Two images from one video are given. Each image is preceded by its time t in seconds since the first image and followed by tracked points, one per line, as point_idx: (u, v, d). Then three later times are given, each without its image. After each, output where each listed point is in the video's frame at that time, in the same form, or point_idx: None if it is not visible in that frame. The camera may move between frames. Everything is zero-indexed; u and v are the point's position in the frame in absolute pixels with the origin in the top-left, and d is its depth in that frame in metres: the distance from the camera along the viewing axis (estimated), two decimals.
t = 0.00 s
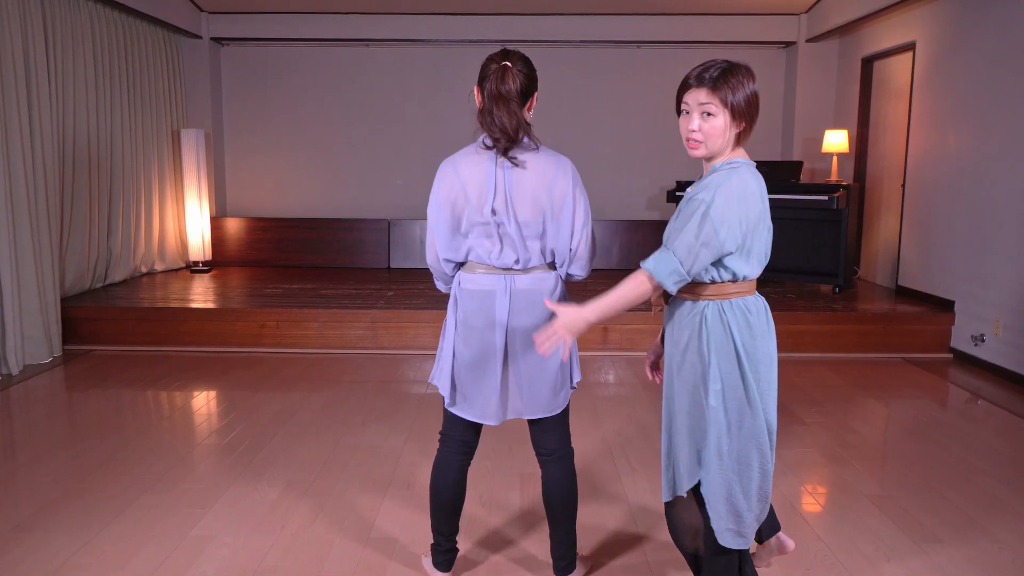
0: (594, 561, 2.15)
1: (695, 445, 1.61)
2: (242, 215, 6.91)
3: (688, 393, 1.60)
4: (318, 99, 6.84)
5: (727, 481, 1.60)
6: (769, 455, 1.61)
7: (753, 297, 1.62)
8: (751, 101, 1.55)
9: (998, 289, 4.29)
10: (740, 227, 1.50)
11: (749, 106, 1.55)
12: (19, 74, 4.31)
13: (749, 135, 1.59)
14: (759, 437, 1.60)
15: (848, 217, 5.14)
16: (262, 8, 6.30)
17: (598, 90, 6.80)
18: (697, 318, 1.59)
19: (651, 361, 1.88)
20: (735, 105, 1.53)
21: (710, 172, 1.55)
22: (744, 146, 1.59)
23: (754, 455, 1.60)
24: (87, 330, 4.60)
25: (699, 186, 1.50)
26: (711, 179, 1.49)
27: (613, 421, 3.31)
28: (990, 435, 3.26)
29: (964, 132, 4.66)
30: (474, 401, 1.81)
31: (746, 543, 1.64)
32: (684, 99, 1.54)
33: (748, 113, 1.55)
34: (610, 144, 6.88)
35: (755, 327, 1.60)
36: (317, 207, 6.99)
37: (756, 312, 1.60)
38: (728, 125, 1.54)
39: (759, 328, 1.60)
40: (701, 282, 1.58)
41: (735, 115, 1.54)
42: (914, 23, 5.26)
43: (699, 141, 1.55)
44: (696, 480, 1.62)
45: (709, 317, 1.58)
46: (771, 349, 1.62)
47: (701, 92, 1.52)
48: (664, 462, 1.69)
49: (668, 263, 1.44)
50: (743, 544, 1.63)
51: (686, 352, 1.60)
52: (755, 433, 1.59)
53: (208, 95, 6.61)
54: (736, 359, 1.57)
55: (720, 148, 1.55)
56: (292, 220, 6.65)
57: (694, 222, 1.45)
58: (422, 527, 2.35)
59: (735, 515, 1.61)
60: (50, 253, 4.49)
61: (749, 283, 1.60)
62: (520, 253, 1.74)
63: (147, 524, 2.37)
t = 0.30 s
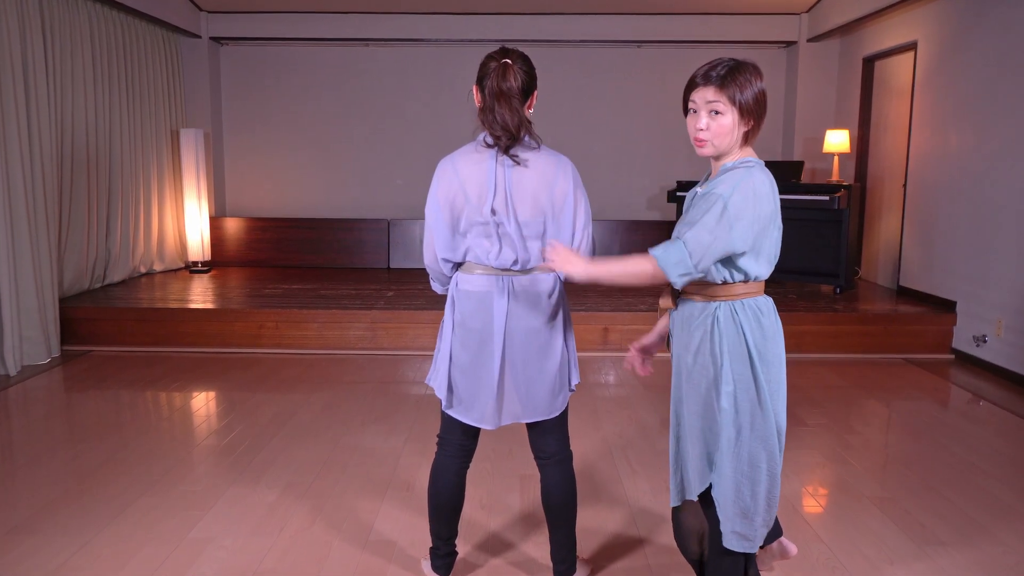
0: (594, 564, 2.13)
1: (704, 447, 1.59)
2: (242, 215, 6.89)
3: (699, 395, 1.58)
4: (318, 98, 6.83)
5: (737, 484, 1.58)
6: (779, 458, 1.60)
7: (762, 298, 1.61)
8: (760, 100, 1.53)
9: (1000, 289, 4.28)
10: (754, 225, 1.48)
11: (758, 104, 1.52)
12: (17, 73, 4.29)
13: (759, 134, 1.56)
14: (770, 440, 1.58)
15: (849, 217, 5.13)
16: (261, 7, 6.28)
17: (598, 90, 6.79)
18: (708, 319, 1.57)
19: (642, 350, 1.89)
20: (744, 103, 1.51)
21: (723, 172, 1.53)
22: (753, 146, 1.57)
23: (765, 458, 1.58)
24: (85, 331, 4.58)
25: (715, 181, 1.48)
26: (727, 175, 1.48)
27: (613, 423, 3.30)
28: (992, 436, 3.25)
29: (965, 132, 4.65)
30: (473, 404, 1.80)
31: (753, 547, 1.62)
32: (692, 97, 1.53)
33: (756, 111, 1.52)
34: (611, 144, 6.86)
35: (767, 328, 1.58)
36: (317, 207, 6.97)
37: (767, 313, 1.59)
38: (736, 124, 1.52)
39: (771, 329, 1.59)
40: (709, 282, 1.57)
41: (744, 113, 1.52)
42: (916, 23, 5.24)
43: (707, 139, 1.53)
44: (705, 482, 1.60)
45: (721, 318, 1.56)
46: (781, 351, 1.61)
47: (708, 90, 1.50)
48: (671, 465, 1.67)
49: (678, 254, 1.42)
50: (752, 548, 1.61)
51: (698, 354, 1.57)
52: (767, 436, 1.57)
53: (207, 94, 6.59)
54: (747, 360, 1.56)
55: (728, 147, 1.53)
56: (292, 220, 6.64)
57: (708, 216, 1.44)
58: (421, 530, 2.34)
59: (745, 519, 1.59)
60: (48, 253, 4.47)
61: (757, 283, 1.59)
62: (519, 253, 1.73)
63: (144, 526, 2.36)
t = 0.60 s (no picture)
0: (595, 567, 2.12)
1: (709, 450, 1.57)
2: (241, 215, 6.88)
3: (704, 397, 1.56)
4: (318, 98, 6.81)
5: (742, 486, 1.57)
6: (783, 460, 1.59)
7: (769, 300, 1.59)
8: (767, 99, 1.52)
9: (1001, 289, 4.26)
10: (770, 225, 1.47)
11: (764, 103, 1.51)
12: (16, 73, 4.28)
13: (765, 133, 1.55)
14: (775, 442, 1.57)
15: (850, 217, 5.12)
16: (260, 7, 6.26)
17: (598, 90, 6.78)
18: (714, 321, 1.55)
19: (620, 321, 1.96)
20: (750, 101, 1.50)
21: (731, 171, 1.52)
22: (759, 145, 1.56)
23: (770, 460, 1.57)
24: (85, 331, 4.57)
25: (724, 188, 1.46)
26: (734, 180, 1.45)
27: (614, 424, 3.28)
28: (994, 437, 3.23)
29: (967, 131, 4.63)
30: (473, 406, 1.78)
31: (757, 550, 1.61)
32: (698, 95, 1.52)
33: (763, 110, 1.51)
34: (611, 144, 6.85)
35: (773, 329, 1.57)
36: (317, 207, 6.96)
37: (773, 314, 1.58)
38: (742, 122, 1.50)
39: (777, 330, 1.58)
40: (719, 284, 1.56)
41: (750, 112, 1.50)
42: (917, 22, 5.22)
43: (713, 137, 1.52)
44: (710, 485, 1.59)
45: (727, 319, 1.54)
46: (786, 352, 1.60)
47: (715, 87, 1.49)
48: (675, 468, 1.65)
49: (707, 274, 1.42)
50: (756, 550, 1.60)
51: (705, 355, 1.56)
52: (772, 437, 1.57)
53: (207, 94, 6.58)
54: (754, 361, 1.55)
55: (734, 146, 1.52)
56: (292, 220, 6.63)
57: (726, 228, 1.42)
58: (421, 532, 2.32)
59: (749, 522, 1.58)
60: (47, 253, 4.46)
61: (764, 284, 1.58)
62: (520, 254, 1.72)
63: (143, 528, 2.34)
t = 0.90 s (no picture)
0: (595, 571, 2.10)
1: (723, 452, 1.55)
2: (241, 216, 6.87)
3: (720, 397, 1.54)
4: (317, 98, 6.80)
5: (756, 488, 1.55)
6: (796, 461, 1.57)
7: (780, 299, 1.58)
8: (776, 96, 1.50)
9: (1003, 290, 4.25)
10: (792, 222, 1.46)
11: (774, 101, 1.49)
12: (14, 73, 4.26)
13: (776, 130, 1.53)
14: (789, 443, 1.56)
15: (852, 217, 5.10)
16: (259, 6, 6.25)
17: (599, 90, 6.76)
18: (731, 322, 1.53)
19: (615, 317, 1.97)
20: (761, 100, 1.48)
21: (746, 172, 1.50)
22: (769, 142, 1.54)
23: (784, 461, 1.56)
24: (83, 332, 4.56)
25: (743, 190, 1.44)
26: (754, 181, 1.44)
27: (615, 425, 3.27)
28: (997, 438, 3.21)
29: (969, 131, 4.61)
30: (474, 408, 1.77)
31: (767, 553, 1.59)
32: (709, 96, 1.50)
33: (773, 108, 1.49)
34: (611, 144, 6.83)
35: (788, 330, 1.56)
36: (316, 208, 6.94)
37: (786, 314, 1.57)
38: (753, 121, 1.49)
39: (791, 331, 1.57)
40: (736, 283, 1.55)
41: (760, 110, 1.49)
42: (918, 21, 5.21)
43: (724, 138, 1.51)
44: (723, 487, 1.56)
45: (745, 320, 1.52)
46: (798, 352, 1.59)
47: (726, 88, 1.48)
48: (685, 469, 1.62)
49: (735, 278, 1.43)
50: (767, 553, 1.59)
51: (722, 356, 1.53)
52: (787, 439, 1.55)
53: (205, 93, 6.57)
54: (770, 362, 1.53)
55: (745, 146, 1.51)
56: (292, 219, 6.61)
57: (751, 231, 1.42)
58: (420, 535, 2.31)
59: (762, 524, 1.57)
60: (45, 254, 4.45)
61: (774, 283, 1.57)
62: (522, 255, 1.70)
63: (141, 531, 2.33)
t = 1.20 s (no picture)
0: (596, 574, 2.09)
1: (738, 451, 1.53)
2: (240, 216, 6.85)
3: (738, 396, 1.53)
4: (317, 98, 6.78)
5: (772, 486, 1.54)
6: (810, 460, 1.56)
7: (795, 297, 1.57)
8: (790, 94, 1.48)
9: (1005, 290, 4.23)
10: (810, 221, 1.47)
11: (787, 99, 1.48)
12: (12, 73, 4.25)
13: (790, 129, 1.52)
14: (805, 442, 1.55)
15: (852, 218, 5.09)
16: (258, 6, 6.23)
17: (599, 89, 6.75)
18: (749, 321, 1.51)
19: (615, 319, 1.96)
20: (774, 98, 1.46)
21: (764, 171, 1.50)
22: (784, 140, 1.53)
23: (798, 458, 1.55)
24: (81, 333, 4.54)
25: (766, 189, 1.44)
26: (776, 180, 1.44)
27: (616, 427, 3.25)
28: (999, 440, 3.20)
29: (971, 130, 4.60)
30: (476, 410, 1.75)
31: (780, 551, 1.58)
32: (722, 95, 1.49)
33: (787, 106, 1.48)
34: (612, 144, 6.82)
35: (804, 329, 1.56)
36: (316, 208, 6.93)
37: (801, 313, 1.56)
38: (767, 120, 1.48)
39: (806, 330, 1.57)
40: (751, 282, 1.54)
41: (774, 109, 1.47)
42: (920, 21, 5.19)
43: (738, 137, 1.49)
44: (739, 486, 1.54)
45: (763, 318, 1.51)
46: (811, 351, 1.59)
47: (739, 88, 1.46)
48: (699, 469, 1.60)
49: (760, 277, 1.42)
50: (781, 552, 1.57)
51: (739, 354, 1.52)
52: (802, 437, 1.54)
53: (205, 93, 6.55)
54: (787, 360, 1.52)
55: (759, 145, 1.50)
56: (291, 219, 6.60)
57: (777, 230, 1.41)
58: (420, 537, 2.29)
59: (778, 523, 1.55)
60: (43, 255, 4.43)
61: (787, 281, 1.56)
62: (524, 256, 1.69)
63: (138, 533, 2.31)
